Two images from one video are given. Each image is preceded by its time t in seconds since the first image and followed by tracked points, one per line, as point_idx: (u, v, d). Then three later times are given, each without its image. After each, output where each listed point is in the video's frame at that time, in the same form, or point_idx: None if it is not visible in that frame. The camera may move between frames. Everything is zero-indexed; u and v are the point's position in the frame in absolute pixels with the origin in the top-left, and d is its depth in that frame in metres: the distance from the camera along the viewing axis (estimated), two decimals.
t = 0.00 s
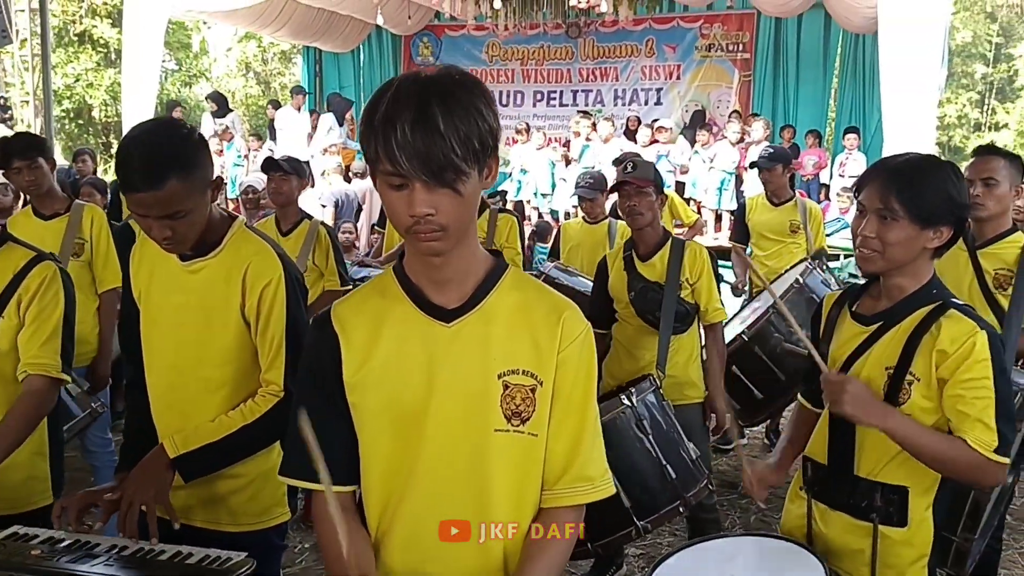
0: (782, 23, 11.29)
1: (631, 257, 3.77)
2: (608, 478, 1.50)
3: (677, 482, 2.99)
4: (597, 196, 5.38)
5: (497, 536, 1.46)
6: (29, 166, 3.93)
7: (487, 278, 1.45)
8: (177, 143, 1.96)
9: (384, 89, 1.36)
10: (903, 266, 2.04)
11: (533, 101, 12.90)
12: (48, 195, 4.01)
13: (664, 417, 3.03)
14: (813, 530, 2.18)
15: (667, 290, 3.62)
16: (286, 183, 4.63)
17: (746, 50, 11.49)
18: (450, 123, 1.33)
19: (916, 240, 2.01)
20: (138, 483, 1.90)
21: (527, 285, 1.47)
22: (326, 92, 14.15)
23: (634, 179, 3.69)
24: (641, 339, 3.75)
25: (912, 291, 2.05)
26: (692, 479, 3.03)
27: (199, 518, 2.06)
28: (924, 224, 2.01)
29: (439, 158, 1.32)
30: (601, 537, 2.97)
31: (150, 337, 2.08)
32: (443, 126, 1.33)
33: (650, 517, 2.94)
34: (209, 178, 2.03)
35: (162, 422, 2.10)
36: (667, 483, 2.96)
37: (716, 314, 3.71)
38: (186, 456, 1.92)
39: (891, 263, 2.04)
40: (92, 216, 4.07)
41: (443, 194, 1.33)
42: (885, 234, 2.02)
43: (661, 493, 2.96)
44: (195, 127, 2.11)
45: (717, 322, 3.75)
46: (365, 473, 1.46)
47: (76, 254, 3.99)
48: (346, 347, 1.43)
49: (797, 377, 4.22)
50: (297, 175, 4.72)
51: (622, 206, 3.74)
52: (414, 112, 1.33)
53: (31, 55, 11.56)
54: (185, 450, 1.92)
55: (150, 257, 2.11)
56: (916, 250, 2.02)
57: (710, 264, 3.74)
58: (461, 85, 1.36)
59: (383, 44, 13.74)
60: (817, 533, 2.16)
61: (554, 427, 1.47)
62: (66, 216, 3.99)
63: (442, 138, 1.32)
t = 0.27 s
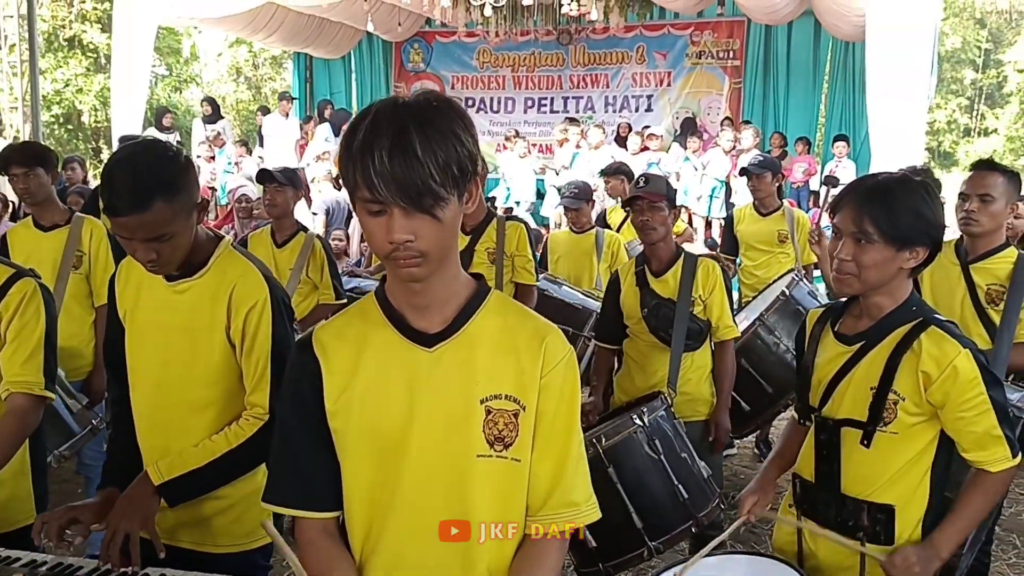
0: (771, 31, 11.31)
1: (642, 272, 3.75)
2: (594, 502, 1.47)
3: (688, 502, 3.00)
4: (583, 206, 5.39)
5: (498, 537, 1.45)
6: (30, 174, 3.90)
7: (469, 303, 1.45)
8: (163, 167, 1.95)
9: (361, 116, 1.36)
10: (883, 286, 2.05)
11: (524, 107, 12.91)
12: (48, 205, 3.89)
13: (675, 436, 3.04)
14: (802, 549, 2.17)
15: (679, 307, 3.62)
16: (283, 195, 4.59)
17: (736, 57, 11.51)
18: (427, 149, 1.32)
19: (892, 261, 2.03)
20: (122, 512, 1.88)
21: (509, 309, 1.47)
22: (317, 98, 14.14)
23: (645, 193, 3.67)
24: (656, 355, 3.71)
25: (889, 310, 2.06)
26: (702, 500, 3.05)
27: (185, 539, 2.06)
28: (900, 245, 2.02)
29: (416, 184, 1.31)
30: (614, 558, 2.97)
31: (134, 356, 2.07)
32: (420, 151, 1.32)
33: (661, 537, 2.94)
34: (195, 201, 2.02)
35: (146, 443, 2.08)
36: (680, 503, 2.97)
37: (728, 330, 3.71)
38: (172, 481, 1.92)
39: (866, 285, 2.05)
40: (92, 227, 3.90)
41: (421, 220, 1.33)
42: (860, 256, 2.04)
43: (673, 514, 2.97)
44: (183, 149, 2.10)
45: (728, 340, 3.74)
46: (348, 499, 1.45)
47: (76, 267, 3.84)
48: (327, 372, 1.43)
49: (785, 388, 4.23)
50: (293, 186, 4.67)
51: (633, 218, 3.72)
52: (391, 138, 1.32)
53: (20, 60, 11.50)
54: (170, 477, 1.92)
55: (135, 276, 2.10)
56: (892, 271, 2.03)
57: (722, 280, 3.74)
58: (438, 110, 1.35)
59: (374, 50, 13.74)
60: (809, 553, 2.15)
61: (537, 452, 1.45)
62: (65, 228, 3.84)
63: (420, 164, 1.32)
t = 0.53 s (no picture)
0: (766, 36, 11.29)
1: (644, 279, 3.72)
2: (585, 526, 1.46)
3: (687, 513, 2.99)
4: (573, 214, 5.38)
5: (497, 538, 1.43)
6: (33, 181, 3.80)
7: (458, 323, 1.43)
8: (153, 182, 1.94)
9: (345, 136, 1.35)
10: (871, 299, 2.04)
11: (519, 111, 12.91)
12: (51, 212, 3.82)
13: (673, 447, 3.01)
14: (796, 563, 2.16)
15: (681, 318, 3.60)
16: (285, 203, 4.58)
17: (730, 62, 11.51)
18: (412, 167, 1.31)
19: (879, 274, 2.02)
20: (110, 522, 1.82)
21: (499, 330, 1.45)
22: (311, 102, 14.13)
23: (656, 202, 3.63)
24: (654, 366, 3.70)
25: (882, 324, 2.05)
26: (700, 510, 3.03)
27: (173, 556, 2.04)
28: (886, 258, 2.01)
29: (400, 203, 1.29)
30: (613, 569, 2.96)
31: (122, 371, 2.05)
32: (403, 170, 1.31)
33: (660, 549, 2.93)
34: (189, 217, 2.00)
35: (135, 459, 2.06)
36: (679, 513, 2.95)
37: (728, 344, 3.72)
38: (159, 494, 1.89)
39: (855, 298, 2.04)
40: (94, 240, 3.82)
41: (406, 240, 1.31)
42: (846, 269, 2.03)
43: (672, 525, 2.95)
44: (178, 165, 2.09)
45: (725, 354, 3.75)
46: (334, 521, 1.43)
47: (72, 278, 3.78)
48: (314, 392, 1.41)
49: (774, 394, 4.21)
50: (298, 196, 4.63)
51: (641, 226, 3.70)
52: (373, 157, 1.31)
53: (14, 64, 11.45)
54: (158, 488, 1.89)
55: (124, 291, 2.08)
56: (880, 284, 2.02)
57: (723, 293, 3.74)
58: (423, 128, 1.34)
59: (369, 54, 13.74)
60: (802, 568, 2.14)
61: (527, 474, 1.44)
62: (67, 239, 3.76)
63: (403, 183, 1.30)
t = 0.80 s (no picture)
0: (762, 40, 11.29)
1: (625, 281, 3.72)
2: (578, 549, 1.45)
3: (668, 520, 2.97)
4: (572, 221, 5.39)
5: (497, 536, 1.43)
6: (27, 189, 3.80)
7: (451, 342, 1.43)
8: (141, 191, 1.93)
9: (337, 152, 1.34)
10: (858, 308, 2.03)
11: (516, 115, 12.89)
12: (46, 220, 3.80)
13: (652, 457, 3.00)
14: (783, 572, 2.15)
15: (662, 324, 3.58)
16: (280, 211, 4.58)
17: (727, 65, 11.49)
18: (403, 185, 1.30)
19: (863, 284, 2.00)
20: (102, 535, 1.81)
21: (493, 349, 1.45)
22: (308, 105, 14.13)
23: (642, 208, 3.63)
24: (633, 373, 3.67)
25: (873, 336, 2.04)
26: (681, 517, 3.02)
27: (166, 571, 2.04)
28: (869, 267, 1.99)
29: (391, 222, 1.29)
30: None
31: (114, 383, 2.04)
32: (395, 188, 1.30)
33: (643, 558, 2.92)
34: (178, 225, 1.99)
35: (125, 472, 2.05)
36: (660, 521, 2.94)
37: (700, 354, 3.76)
38: (152, 508, 1.88)
39: (840, 308, 2.04)
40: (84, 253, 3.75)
41: (397, 257, 1.30)
42: (831, 279, 2.03)
43: (652, 532, 2.94)
44: (169, 172, 2.08)
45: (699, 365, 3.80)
46: (324, 541, 1.42)
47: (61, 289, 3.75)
48: (305, 411, 1.41)
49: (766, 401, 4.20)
50: (292, 204, 4.64)
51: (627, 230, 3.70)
52: (365, 175, 1.30)
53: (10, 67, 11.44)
54: (152, 503, 1.88)
55: (116, 303, 2.07)
56: (867, 293, 2.01)
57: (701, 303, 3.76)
58: (416, 145, 1.33)
59: (366, 57, 13.74)
60: None
61: (520, 495, 1.43)
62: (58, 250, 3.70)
63: (394, 201, 1.29)
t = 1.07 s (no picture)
0: (759, 45, 11.30)
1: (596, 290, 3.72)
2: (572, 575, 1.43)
3: (645, 530, 2.96)
4: (569, 226, 5.38)
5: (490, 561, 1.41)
6: (14, 195, 3.78)
7: (443, 364, 1.41)
8: (127, 208, 1.91)
9: (327, 170, 1.32)
10: (836, 317, 2.02)
11: (512, 118, 12.88)
12: (32, 227, 3.77)
13: (630, 467, 2.98)
14: None
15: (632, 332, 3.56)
16: (264, 216, 4.59)
17: (723, 69, 11.51)
18: (395, 206, 1.28)
19: (840, 292, 1.99)
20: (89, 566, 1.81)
21: (486, 371, 1.43)
22: (304, 108, 14.13)
23: (611, 215, 3.66)
24: (605, 380, 3.66)
25: (850, 345, 2.02)
26: (658, 527, 3.00)
27: None
28: (845, 275, 1.98)
29: (383, 244, 1.27)
30: None
31: (103, 399, 2.02)
32: (386, 209, 1.28)
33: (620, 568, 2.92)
34: (167, 244, 1.97)
35: (115, 489, 2.03)
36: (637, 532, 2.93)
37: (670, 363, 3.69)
38: (141, 531, 1.87)
39: (818, 317, 2.02)
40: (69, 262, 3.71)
41: (389, 280, 1.28)
42: (807, 289, 2.01)
43: (629, 544, 2.93)
44: (162, 191, 2.07)
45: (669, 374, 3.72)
46: (312, 565, 1.40)
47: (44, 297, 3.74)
48: (294, 433, 1.38)
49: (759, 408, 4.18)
50: (276, 209, 4.66)
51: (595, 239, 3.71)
52: (356, 195, 1.28)
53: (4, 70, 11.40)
54: (140, 526, 1.87)
55: (105, 318, 2.05)
56: (842, 301, 2.00)
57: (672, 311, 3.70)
58: (408, 165, 1.31)
59: (361, 60, 13.73)
60: None
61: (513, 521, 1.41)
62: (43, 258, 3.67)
63: (386, 223, 1.27)
